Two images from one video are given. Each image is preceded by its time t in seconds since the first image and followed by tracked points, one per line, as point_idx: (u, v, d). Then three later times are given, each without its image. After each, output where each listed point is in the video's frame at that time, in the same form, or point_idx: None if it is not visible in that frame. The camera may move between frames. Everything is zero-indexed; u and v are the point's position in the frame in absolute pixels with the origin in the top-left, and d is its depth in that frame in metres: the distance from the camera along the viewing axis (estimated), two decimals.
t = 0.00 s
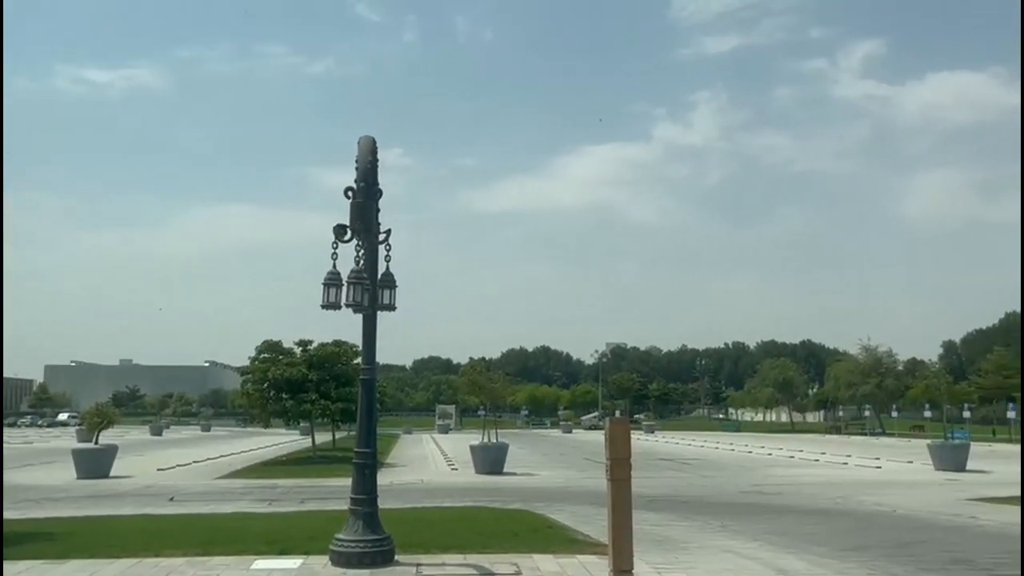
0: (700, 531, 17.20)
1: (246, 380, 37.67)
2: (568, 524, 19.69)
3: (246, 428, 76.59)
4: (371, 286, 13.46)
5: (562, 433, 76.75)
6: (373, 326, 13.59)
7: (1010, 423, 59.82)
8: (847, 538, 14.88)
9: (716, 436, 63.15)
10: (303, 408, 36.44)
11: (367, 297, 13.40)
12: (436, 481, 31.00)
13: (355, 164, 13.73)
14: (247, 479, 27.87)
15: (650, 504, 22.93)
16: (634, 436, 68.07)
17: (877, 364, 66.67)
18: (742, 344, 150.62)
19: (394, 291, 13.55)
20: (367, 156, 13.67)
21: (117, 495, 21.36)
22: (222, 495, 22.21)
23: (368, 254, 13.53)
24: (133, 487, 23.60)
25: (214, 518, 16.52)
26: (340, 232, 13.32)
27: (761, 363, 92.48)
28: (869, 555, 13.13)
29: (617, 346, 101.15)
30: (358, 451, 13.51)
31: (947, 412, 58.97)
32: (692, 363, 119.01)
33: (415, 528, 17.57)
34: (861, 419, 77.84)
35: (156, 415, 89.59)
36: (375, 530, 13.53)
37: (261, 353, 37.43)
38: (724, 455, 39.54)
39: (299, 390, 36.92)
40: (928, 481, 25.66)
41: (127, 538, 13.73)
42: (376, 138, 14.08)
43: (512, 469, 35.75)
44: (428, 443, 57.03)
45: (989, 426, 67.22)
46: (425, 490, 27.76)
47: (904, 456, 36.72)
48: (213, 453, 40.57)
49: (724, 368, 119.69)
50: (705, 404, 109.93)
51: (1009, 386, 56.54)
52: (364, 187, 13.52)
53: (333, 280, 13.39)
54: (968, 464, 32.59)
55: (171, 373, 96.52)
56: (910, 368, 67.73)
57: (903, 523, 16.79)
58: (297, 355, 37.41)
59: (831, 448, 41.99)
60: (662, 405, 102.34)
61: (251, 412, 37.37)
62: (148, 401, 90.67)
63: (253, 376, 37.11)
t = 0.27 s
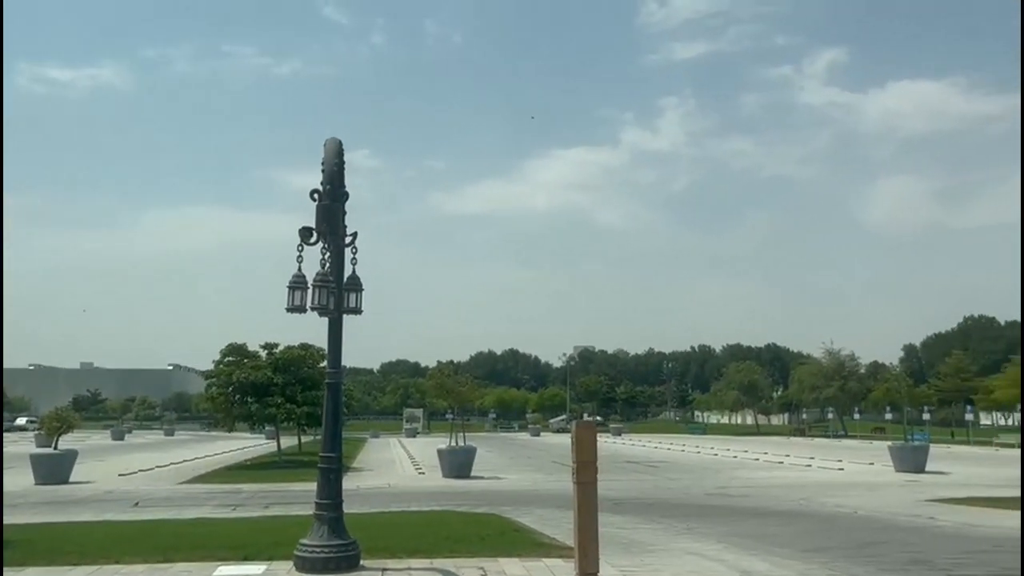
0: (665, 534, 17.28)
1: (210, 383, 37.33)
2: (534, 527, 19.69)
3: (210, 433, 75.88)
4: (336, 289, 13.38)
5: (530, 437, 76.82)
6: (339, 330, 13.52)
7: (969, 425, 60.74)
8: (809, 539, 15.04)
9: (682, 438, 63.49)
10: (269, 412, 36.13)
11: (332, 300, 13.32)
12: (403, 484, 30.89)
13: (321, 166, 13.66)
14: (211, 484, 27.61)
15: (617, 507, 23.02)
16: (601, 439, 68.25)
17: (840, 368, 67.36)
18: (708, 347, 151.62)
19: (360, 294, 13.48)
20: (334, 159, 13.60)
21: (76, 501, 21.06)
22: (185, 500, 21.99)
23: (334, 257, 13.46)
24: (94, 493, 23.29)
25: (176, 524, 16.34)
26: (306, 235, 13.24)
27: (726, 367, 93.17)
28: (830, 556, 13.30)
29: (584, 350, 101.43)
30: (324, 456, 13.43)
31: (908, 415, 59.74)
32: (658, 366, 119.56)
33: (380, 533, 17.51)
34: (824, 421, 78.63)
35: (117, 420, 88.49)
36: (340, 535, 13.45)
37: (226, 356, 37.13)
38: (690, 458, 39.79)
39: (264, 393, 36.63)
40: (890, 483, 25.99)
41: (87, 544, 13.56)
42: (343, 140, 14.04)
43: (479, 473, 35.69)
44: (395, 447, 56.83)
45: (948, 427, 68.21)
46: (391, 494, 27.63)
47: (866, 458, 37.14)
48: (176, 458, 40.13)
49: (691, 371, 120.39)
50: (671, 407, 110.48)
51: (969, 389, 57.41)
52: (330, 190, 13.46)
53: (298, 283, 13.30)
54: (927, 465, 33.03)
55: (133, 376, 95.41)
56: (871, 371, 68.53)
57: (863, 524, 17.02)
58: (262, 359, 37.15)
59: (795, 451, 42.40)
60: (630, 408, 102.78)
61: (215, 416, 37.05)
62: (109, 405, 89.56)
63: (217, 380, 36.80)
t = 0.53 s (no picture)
0: (631, 534, 17.32)
1: (174, 384, 36.93)
2: (501, 529, 19.66)
3: (174, 434, 75.06)
4: (302, 290, 13.27)
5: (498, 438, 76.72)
6: (305, 330, 13.41)
7: (929, 425, 61.65)
8: (773, 538, 15.16)
9: (649, 439, 63.71)
10: (234, 413, 35.82)
11: (298, 301, 13.21)
12: (369, 486, 30.74)
13: (287, 166, 13.53)
14: (174, 486, 27.29)
15: (584, 508, 23.05)
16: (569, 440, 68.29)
17: (805, 370, 67.86)
18: (676, 349, 152.44)
19: (326, 295, 13.38)
20: (300, 158, 13.49)
21: (35, 504, 20.72)
22: (148, 503, 21.72)
23: (300, 257, 13.35)
24: (54, 496, 22.94)
25: (137, 527, 16.13)
26: (271, 235, 13.12)
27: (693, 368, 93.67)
28: (794, 556, 13.40)
29: (552, 351, 101.58)
30: (289, 458, 13.31)
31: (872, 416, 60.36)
32: (626, 367, 119.96)
33: (346, 535, 17.39)
34: (790, 421, 79.29)
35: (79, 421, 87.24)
36: (305, 538, 13.34)
37: (191, 357, 36.75)
38: (656, 459, 39.95)
39: (229, 394, 36.30)
40: (853, 483, 26.26)
41: (46, 549, 13.34)
42: (309, 139, 13.92)
43: (446, 475, 35.61)
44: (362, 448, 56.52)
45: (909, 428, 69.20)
46: (358, 496, 27.48)
47: (830, 459, 37.50)
48: (139, 460, 39.63)
49: (658, 372, 120.93)
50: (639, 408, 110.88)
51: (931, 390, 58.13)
52: (296, 189, 13.35)
53: (263, 283, 13.18)
54: (889, 465, 33.44)
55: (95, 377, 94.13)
56: (835, 373, 69.19)
57: (827, 523, 17.19)
58: (227, 360, 36.82)
59: (760, 451, 42.71)
60: (597, 409, 103.07)
61: (179, 417, 36.66)
62: (70, 406, 88.31)
63: (181, 380, 36.41)
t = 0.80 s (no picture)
0: (598, 533, 17.31)
1: (139, 382, 36.50)
2: (469, 528, 19.58)
3: (139, 433, 74.12)
4: (268, 288, 13.14)
5: (467, 436, 76.57)
6: (271, 328, 13.28)
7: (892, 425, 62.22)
8: (739, 536, 15.22)
9: (618, 437, 63.86)
10: (199, 411, 35.46)
11: (265, 299, 13.07)
12: (337, 485, 30.54)
13: (254, 161, 13.39)
14: (138, 486, 26.95)
15: (552, 506, 23.05)
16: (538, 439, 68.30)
17: (772, 369, 68.33)
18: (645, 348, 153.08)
19: (293, 292, 13.26)
20: (267, 154, 13.35)
21: None
22: (110, 503, 21.43)
23: (267, 254, 13.22)
24: (14, 495, 22.56)
25: (100, 527, 15.90)
26: (237, 231, 12.97)
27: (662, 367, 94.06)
28: (760, 553, 13.47)
29: (522, 349, 101.53)
30: (255, 457, 13.17)
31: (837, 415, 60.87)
32: (596, 366, 120.26)
33: (313, 535, 17.26)
34: (757, 420, 79.85)
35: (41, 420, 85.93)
36: (271, 537, 13.21)
37: (156, 354, 36.34)
38: (625, 457, 40.06)
39: (195, 392, 35.93)
40: (818, 481, 26.47)
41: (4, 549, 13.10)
42: (277, 136, 13.80)
43: (415, 473, 35.47)
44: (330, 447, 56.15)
45: (873, 427, 69.85)
46: (324, 495, 27.29)
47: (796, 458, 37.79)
48: (103, 459, 39.13)
49: (627, 372, 121.33)
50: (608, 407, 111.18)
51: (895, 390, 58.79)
52: (263, 185, 13.21)
53: (229, 281, 13.03)
54: (853, 463, 33.68)
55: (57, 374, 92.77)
56: (802, 372, 69.77)
57: (792, 521, 17.30)
58: (193, 357, 36.46)
59: (727, 450, 42.96)
60: (566, 408, 103.21)
61: (144, 415, 36.25)
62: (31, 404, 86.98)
63: (146, 378, 36.00)
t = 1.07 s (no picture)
0: (566, 528, 17.27)
1: (103, 377, 36.09)
2: (438, 524, 19.49)
3: (104, 428, 73.23)
4: (236, 282, 12.97)
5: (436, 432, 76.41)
6: (238, 322, 13.12)
7: (857, 422, 62.81)
8: (707, 532, 15.25)
9: (587, 434, 64.03)
10: (165, 406, 35.07)
11: (232, 293, 12.90)
12: (305, 482, 30.33)
13: (222, 154, 13.21)
14: (102, 482, 26.59)
15: (521, 502, 23.01)
16: (508, 435, 68.29)
17: (740, 366, 68.78)
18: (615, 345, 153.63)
19: (261, 287, 13.11)
20: (235, 147, 13.17)
21: None
22: (73, 500, 21.11)
23: (234, 248, 13.06)
24: None
25: (62, 524, 15.65)
26: (205, 224, 12.80)
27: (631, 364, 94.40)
28: (727, 548, 13.50)
29: (492, 346, 101.49)
30: (221, 453, 13.01)
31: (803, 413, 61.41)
32: (566, 363, 120.51)
33: (280, 531, 17.11)
34: (724, 417, 80.38)
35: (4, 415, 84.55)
36: (237, 534, 13.07)
37: (121, 349, 35.93)
38: (594, 453, 40.14)
39: (161, 387, 35.55)
40: (785, 477, 26.63)
41: None
42: (244, 128, 13.61)
43: (384, 469, 35.33)
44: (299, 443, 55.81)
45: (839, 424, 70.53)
46: (292, 492, 27.08)
47: (763, 454, 38.04)
48: (67, 455, 38.65)
49: (597, 368, 121.68)
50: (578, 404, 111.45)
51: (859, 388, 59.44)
52: (231, 178, 13.03)
53: (195, 274, 12.85)
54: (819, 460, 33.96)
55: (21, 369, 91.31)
56: (769, 369, 70.33)
57: (759, 517, 17.38)
58: (159, 352, 36.08)
59: (696, 446, 43.17)
60: (536, 404, 103.29)
61: (108, 411, 35.86)
62: None
63: (110, 373, 35.59)
